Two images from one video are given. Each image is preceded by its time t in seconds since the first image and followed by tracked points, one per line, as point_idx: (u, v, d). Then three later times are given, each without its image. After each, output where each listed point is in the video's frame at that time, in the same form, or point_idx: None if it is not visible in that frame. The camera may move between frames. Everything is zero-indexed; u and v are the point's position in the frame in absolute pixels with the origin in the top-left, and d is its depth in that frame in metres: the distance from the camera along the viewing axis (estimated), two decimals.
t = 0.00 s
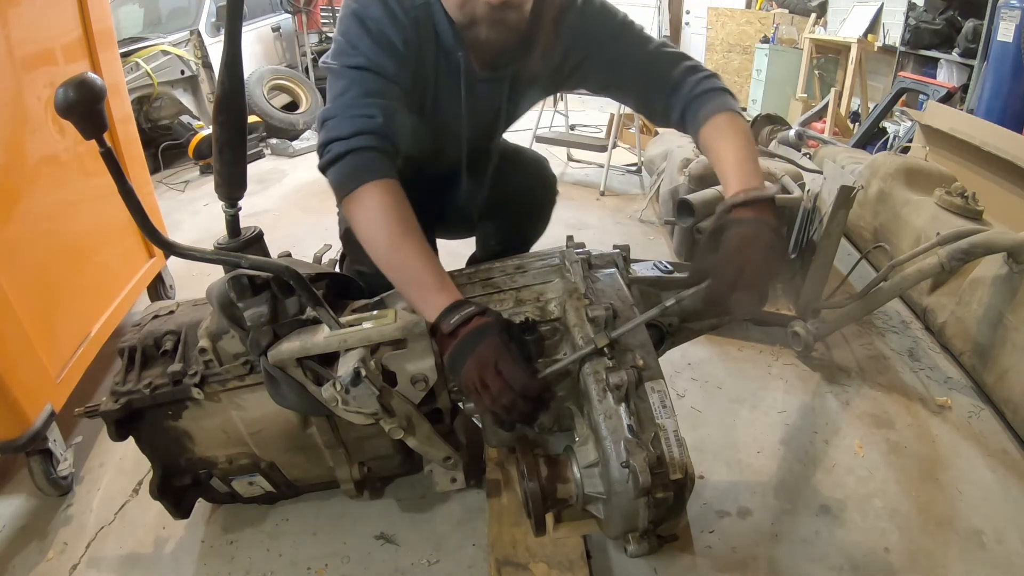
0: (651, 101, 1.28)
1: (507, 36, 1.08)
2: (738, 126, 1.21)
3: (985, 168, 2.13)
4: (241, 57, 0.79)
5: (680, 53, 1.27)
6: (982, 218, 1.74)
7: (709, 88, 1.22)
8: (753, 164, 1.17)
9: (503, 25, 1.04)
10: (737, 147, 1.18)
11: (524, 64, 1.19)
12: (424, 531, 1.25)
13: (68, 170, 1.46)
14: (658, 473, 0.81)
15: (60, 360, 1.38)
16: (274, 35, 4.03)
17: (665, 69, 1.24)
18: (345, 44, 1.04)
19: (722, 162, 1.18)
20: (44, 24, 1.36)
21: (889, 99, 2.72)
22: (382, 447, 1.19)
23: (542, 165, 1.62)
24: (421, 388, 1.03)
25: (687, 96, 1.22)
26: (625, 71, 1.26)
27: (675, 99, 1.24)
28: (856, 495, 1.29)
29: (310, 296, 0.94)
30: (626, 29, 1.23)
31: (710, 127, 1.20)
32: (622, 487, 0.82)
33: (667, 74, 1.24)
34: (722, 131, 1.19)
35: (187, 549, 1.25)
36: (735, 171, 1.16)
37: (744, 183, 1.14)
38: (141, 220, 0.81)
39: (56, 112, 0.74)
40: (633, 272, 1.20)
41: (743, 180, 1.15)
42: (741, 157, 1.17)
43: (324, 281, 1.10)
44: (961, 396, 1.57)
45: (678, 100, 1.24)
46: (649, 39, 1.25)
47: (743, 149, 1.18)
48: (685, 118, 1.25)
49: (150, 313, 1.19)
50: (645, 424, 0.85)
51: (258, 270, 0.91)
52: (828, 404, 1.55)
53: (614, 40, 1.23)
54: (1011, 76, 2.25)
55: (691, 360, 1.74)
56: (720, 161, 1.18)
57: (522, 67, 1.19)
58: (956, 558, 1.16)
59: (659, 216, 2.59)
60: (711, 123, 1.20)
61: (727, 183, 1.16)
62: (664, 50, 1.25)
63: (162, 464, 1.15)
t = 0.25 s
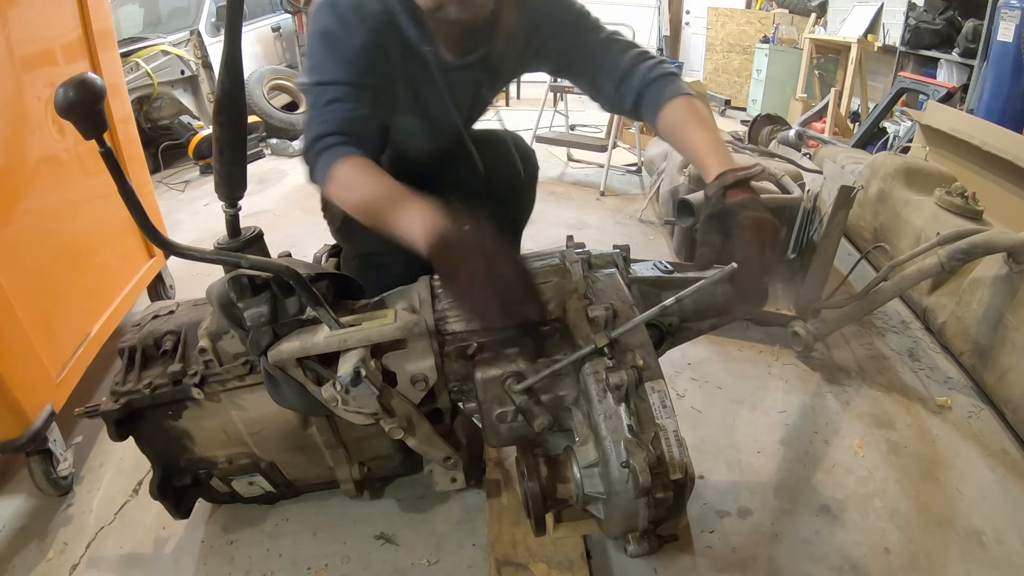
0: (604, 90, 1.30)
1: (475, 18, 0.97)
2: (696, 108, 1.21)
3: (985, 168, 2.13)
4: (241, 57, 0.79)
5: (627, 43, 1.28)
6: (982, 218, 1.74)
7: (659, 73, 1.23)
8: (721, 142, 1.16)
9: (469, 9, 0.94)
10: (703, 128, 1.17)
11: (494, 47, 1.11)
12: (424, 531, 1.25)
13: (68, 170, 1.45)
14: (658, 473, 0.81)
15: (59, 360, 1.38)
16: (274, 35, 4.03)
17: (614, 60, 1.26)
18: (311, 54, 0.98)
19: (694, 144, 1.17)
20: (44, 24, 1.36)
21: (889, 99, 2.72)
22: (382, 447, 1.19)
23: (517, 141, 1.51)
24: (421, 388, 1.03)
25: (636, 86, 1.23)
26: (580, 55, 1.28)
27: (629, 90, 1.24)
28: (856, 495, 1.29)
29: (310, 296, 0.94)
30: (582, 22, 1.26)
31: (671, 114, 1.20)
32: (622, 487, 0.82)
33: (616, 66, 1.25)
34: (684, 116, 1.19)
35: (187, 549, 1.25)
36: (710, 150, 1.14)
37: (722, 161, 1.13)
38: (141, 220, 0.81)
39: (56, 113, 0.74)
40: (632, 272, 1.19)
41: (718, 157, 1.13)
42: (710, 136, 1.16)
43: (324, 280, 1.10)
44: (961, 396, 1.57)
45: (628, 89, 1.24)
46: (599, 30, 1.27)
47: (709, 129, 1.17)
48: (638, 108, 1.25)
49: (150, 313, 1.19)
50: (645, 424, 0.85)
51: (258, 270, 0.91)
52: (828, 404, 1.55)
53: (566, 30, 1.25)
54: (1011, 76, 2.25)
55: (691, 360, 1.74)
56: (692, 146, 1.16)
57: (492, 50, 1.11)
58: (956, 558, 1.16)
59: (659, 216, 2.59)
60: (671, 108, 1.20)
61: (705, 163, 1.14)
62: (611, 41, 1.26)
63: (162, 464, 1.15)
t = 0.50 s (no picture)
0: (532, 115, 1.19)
1: (401, 12, 1.06)
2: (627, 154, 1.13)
3: (985, 168, 2.13)
4: (242, 57, 0.79)
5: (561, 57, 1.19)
6: (982, 218, 1.74)
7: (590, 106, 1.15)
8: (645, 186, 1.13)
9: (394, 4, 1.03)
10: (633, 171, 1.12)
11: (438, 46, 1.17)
12: (424, 531, 1.25)
13: (68, 170, 1.45)
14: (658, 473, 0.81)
15: (59, 361, 1.38)
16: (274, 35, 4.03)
17: (546, 84, 1.16)
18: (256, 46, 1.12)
19: (634, 187, 1.12)
20: (44, 23, 1.36)
21: (889, 99, 2.72)
22: (382, 447, 1.19)
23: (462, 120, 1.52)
24: (421, 388, 1.03)
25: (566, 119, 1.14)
26: (511, 74, 1.18)
27: (565, 123, 1.14)
28: (856, 495, 1.29)
29: (311, 296, 0.94)
30: (517, 27, 1.17)
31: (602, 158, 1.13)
32: (622, 488, 0.82)
33: (548, 89, 1.15)
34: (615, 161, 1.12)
35: (187, 549, 1.25)
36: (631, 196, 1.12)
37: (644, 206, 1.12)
38: (141, 221, 0.81)
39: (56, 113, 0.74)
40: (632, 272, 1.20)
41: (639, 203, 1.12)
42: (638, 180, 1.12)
43: (324, 280, 1.10)
44: (961, 396, 1.57)
45: (558, 122, 1.14)
46: (534, 35, 1.18)
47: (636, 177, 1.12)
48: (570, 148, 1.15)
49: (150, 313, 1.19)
50: (645, 424, 0.85)
51: (258, 270, 0.91)
52: (828, 404, 1.55)
53: (500, 40, 1.16)
54: (1011, 76, 2.24)
55: (691, 360, 1.74)
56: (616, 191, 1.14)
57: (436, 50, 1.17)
58: (956, 558, 1.16)
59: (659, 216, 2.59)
60: (606, 154, 1.12)
61: (630, 211, 1.13)
62: (544, 58, 1.17)
63: (162, 464, 1.15)
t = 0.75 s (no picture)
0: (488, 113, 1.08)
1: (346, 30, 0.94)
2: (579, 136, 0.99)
3: (985, 168, 2.13)
4: (241, 57, 0.79)
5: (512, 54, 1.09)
6: (982, 218, 1.74)
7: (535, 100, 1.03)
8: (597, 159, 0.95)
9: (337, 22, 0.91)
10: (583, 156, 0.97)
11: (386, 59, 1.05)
12: (424, 531, 1.25)
13: (68, 170, 1.45)
14: (658, 473, 0.81)
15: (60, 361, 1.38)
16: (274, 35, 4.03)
17: (499, 82, 1.06)
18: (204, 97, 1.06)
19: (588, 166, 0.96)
20: (44, 23, 1.36)
21: (889, 99, 2.72)
22: (381, 447, 1.19)
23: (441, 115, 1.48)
24: (421, 388, 1.03)
25: (522, 117, 1.03)
26: (461, 71, 1.07)
27: (518, 121, 1.03)
28: (856, 495, 1.29)
29: (310, 296, 0.94)
30: (472, 24, 1.06)
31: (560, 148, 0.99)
32: (622, 488, 0.82)
33: (501, 88, 1.05)
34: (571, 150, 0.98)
35: (187, 549, 1.25)
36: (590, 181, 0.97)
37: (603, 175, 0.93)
38: (141, 221, 0.81)
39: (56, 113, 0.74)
40: (632, 271, 1.18)
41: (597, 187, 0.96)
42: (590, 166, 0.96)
43: (324, 280, 1.10)
44: (961, 396, 1.57)
45: (515, 122, 1.04)
46: (484, 31, 1.07)
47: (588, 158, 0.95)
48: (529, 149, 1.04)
49: (151, 313, 1.19)
50: (645, 424, 0.85)
51: (258, 270, 0.91)
52: (828, 404, 1.55)
53: (454, 39, 1.04)
54: (1011, 76, 2.25)
55: (691, 360, 1.74)
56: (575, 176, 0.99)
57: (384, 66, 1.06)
58: (956, 558, 1.16)
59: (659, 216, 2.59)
60: (559, 139, 0.98)
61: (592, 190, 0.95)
62: (494, 56, 1.07)
63: (162, 464, 1.15)
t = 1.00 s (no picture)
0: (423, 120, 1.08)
1: (304, 45, 1.11)
2: (499, 171, 0.96)
3: (985, 168, 2.13)
4: (242, 57, 0.79)
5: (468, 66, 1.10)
6: (982, 218, 1.74)
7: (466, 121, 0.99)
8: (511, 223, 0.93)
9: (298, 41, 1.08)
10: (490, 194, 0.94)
11: (343, 71, 1.18)
12: (424, 530, 1.25)
13: (68, 170, 1.45)
14: (658, 473, 0.81)
15: (60, 361, 1.38)
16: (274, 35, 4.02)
17: (439, 85, 1.06)
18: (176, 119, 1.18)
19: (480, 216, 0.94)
20: (44, 23, 1.36)
21: (889, 99, 2.72)
22: (381, 447, 1.19)
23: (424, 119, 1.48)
24: (421, 388, 1.03)
25: (452, 122, 1.01)
26: (407, 76, 1.11)
27: (444, 131, 1.01)
28: (856, 495, 1.29)
29: (310, 296, 0.94)
30: (418, 34, 1.12)
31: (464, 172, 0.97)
32: (622, 488, 0.82)
33: (439, 90, 1.04)
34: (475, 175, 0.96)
35: (187, 549, 1.25)
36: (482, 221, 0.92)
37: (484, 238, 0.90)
38: (141, 221, 0.81)
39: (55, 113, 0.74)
40: (632, 271, 1.18)
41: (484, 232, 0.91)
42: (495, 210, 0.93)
43: (324, 280, 1.10)
44: (961, 396, 1.57)
45: (441, 127, 1.02)
46: (434, 39, 1.11)
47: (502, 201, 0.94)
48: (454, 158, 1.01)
49: (151, 313, 1.19)
50: (645, 424, 0.85)
51: (258, 270, 0.91)
52: (828, 403, 1.55)
53: (395, 52, 1.12)
54: (1011, 76, 2.25)
55: (691, 360, 1.74)
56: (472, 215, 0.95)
57: (342, 76, 1.18)
58: (956, 558, 1.16)
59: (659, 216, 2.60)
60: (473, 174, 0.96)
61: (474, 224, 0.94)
62: (443, 64, 1.07)
63: (161, 464, 1.15)
